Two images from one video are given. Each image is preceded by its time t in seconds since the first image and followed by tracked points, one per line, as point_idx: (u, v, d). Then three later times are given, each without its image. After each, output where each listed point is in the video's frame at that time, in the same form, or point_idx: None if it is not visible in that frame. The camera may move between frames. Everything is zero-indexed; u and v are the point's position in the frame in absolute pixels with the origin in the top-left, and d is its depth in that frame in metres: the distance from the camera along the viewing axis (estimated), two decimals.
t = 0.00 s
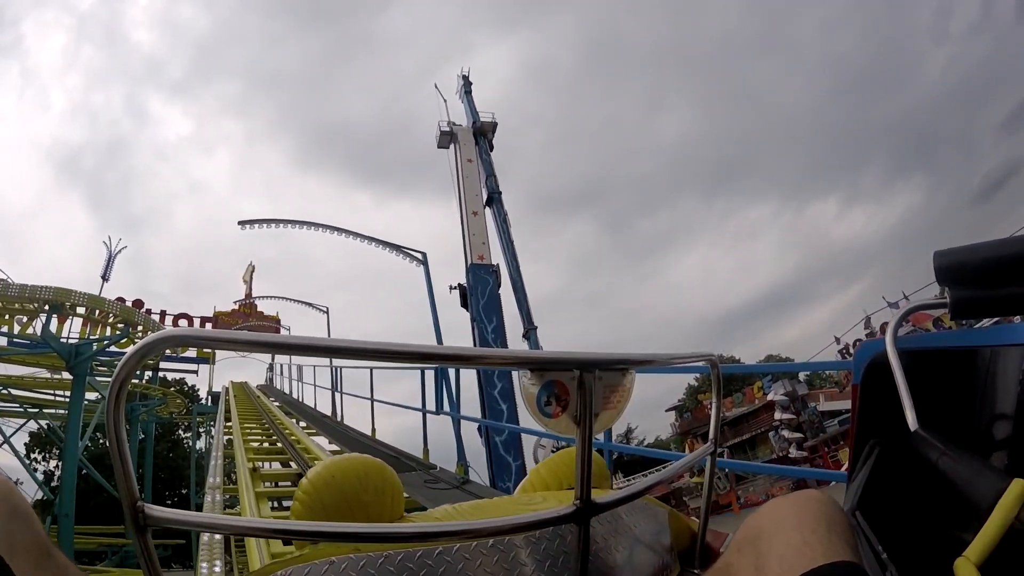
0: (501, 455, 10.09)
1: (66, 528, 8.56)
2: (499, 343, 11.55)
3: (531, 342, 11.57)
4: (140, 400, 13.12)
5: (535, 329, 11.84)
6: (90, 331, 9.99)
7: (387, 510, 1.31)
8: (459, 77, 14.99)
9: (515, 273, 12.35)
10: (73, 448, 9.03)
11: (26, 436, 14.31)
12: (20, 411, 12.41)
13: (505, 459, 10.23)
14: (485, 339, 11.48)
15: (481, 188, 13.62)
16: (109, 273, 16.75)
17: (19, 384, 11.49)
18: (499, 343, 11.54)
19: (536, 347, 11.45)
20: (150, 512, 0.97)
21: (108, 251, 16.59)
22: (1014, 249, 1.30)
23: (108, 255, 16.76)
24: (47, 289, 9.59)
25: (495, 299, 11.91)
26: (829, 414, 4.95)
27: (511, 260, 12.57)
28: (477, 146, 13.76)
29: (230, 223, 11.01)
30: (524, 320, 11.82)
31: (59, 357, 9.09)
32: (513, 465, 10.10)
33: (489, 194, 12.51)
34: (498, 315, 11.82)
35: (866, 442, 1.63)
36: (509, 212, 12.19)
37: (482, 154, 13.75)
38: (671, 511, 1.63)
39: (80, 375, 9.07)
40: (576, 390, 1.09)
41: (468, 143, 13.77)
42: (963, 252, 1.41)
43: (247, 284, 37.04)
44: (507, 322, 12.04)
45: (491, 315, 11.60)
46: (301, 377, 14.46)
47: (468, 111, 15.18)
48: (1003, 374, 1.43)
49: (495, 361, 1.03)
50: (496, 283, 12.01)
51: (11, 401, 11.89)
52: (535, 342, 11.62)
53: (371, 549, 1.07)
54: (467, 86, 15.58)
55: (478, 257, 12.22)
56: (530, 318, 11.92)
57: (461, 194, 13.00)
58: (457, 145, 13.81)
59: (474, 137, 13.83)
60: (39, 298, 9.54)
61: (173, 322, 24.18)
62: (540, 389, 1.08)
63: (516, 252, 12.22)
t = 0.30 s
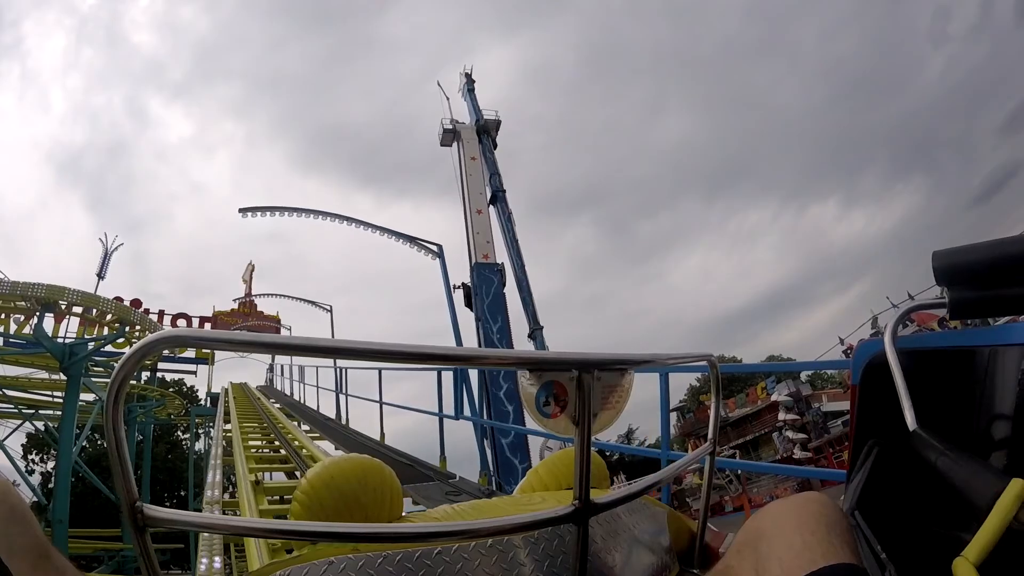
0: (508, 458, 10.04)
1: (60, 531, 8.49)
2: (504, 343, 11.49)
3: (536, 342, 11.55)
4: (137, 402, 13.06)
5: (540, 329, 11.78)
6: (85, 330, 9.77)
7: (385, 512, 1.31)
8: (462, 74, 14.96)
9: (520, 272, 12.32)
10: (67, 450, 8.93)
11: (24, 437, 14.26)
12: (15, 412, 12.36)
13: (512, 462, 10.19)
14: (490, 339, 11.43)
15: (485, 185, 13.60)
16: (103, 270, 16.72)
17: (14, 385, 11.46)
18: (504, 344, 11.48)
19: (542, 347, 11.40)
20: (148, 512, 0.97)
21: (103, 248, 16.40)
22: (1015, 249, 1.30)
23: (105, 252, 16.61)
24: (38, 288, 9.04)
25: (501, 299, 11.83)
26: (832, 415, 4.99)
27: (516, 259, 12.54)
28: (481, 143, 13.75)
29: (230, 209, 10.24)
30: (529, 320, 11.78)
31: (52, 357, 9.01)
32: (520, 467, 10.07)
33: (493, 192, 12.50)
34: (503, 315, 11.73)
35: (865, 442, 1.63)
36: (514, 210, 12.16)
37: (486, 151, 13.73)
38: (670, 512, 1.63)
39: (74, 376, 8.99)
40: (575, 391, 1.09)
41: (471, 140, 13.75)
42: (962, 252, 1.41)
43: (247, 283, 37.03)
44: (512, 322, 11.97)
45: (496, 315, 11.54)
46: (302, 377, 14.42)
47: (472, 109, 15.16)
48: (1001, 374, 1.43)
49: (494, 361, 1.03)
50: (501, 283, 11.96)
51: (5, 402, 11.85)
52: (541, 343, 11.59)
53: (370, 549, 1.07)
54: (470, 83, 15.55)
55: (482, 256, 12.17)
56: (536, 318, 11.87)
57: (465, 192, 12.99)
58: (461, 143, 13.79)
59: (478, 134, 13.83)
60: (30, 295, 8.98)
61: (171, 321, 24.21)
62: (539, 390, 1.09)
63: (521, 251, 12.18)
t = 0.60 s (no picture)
0: (515, 458, 10.00)
1: (55, 535, 8.28)
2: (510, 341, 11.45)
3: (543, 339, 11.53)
4: (135, 403, 13.03)
5: (547, 326, 11.72)
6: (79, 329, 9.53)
7: (386, 511, 1.31)
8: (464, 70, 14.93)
9: (525, 269, 12.29)
10: (62, 451, 8.85)
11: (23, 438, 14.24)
12: (10, 413, 12.32)
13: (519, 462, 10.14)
14: (495, 337, 11.40)
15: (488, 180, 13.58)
16: (99, 267, 16.67)
17: (10, 386, 11.44)
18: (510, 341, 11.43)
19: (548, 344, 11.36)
20: (148, 512, 0.97)
21: (99, 243, 16.26)
22: (1015, 247, 1.30)
23: (101, 248, 16.46)
24: (31, 284, 8.63)
25: (506, 296, 11.77)
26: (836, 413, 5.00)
27: (521, 256, 12.50)
28: (484, 138, 13.75)
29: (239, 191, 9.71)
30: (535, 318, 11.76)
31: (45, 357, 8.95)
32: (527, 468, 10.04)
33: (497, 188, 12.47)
34: (509, 313, 11.68)
35: (865, 440, 1.63)
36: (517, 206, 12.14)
37: (489, 146, 13.73)
38: (671, 510, 1.63)
39: (68, 375, 8.94)
40: (576, 390, 1.09)
41: (475, 135, 13.75)
42: (962, 250, 1.41)
43: (247, 282, 37.05)
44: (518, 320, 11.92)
45: (502, 313, 11.48)
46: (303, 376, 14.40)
47: (474, 104, 15.16)
48: (1001, 372, 1.43)
49: (495, 360, 1.03)
50: (506, 280, 11.90)
51: None
52: (547, 340, 11.57)
53: (371, 548, 1.07)
54: (472, 79, 15.54)
55: (487, 252, 12.11)
56: (542, 316, 11.84)
57: (469, 187, 12.97)
58: (463, 138, 13.79)
59: (480, 129, 13.83)
60: (21, 293, 8.56)
61: (171, 320, 24.22)
62: (539, 389, 1.09)
63: (526, 247, 12.14)
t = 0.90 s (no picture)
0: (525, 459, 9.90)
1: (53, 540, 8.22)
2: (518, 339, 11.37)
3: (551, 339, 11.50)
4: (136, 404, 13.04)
5: (554, 326, 11.68)
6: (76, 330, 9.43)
7: (387, 511, 1.31)
8: (469, 66, 14.90)
9: (532, 267, 12.28)
10: (59, 453, 8.79)
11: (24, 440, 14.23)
12: (8, 415, 12.32)
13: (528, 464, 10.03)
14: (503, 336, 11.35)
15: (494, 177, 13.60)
16: (97, 265, 16.60)
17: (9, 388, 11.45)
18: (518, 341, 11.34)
19: (557, 343, 11.30)
20: (150, 514, 0.97)
21: (99, 242, 16.20)
22: (1016, 245, 1.30)
23: (102, 246, 16.40)
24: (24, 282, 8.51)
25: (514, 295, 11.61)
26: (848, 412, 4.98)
27: (529, 255, 12.47)
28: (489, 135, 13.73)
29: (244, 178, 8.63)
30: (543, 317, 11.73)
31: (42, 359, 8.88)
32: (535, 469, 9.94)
33: (503, 186, 12.49)
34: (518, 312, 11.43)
35: (867, 439, 1.62)
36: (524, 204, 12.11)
37: (495, 143, 13.71)
38: (672, 510, 1.63)
39: (64, 376, 8.87)
40: (577, 390, 1.09)
41: (480, 132, 13.74)
42: (964, 249, 1.41)
43: (248, 282, 37.02)
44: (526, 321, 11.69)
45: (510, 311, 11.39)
46: (305, 376, 14.38)
47: (479, 100, 15.14)
48: (1003, 371, 1.43)
49: (497, 361, 1.02)
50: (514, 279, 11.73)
51: None
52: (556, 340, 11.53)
53: (373, 549, 1.07)
54: (477, 75, 15.50)
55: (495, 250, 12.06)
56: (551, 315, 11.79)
57: (476, 184, 13.03)
58: (469, 134, 13.78)
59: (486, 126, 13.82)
60: (15, 291, 8.44)
61: (172, 320, 24.25)
62: (540, 389, 1.09)
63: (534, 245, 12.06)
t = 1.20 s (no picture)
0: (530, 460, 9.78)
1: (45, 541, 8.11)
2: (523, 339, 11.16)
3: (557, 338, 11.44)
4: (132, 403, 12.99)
5: (560, 325, 11.46)
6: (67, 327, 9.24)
7: (385, 509, 1.31)
8: (472, 62, 14.92)
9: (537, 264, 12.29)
10: (50, 454, 8.63)
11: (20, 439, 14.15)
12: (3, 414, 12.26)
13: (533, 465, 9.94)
14: (509, 335, 11.13)
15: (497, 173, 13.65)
16: (91, 260, 16.47)
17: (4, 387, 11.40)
18: (524, 341, 11.14)
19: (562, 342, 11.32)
20: (148, 512, 0.97)
21: (95, 237, 16.08)
22: (1016, 245, 1.29)
23: (98, 242, 16.26)
24: (15, 276, 8.35)
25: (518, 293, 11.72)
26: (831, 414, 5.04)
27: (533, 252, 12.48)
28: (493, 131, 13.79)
29: (250, 153, 7.63)
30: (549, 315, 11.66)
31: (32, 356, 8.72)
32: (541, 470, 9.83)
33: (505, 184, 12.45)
34: (521, 310, 11.54)
35: (865, 439, 1.62)
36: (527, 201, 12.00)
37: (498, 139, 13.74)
38: (671, 509, 1.63)
39: (55, 375, 8.70)
40: (575, 388, 1.09)
41: (484, 128, 13.78)
42: (964, 249, 1.40)
43: (247, 281, 37.01)
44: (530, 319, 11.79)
45: (514, 310, 11.34)
46: (304, 375, 14.33)
47: (481, 95, 15.16)
48: (1002, 371, 1.43)
49: (495, 359, 1.02)
50: (517, 276, 11.94)
51: None
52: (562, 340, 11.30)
53: (370, 547, 1.07)
54: (480, 71, 15.51)
55: (498, 247, 12.22)
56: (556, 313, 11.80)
57: (479, 182, 13.14)
58: (473, 130, 13.83)
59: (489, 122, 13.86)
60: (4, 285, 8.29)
61: (168, 318, 24.27)
62: (539, 387, 1.08)
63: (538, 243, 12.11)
